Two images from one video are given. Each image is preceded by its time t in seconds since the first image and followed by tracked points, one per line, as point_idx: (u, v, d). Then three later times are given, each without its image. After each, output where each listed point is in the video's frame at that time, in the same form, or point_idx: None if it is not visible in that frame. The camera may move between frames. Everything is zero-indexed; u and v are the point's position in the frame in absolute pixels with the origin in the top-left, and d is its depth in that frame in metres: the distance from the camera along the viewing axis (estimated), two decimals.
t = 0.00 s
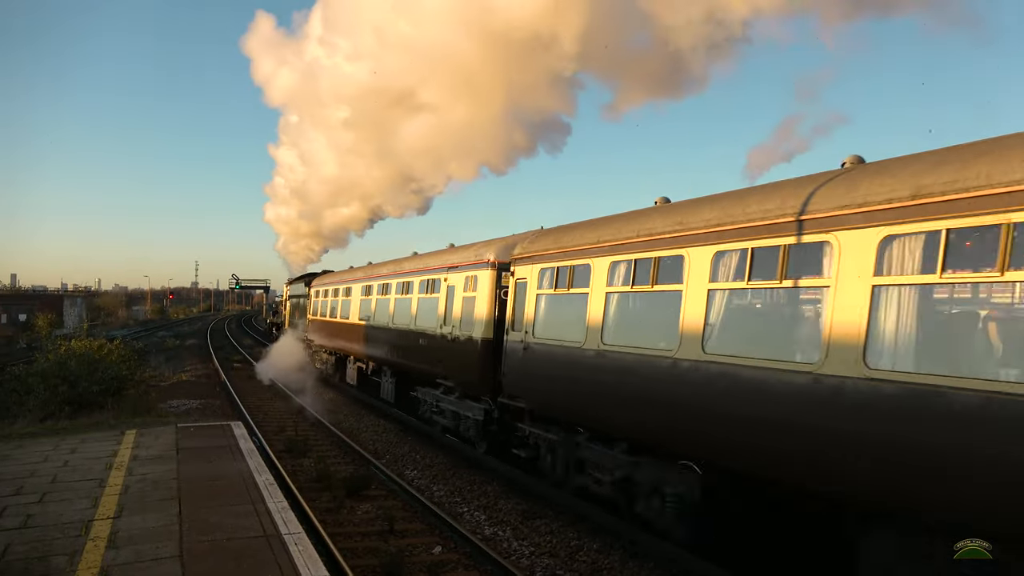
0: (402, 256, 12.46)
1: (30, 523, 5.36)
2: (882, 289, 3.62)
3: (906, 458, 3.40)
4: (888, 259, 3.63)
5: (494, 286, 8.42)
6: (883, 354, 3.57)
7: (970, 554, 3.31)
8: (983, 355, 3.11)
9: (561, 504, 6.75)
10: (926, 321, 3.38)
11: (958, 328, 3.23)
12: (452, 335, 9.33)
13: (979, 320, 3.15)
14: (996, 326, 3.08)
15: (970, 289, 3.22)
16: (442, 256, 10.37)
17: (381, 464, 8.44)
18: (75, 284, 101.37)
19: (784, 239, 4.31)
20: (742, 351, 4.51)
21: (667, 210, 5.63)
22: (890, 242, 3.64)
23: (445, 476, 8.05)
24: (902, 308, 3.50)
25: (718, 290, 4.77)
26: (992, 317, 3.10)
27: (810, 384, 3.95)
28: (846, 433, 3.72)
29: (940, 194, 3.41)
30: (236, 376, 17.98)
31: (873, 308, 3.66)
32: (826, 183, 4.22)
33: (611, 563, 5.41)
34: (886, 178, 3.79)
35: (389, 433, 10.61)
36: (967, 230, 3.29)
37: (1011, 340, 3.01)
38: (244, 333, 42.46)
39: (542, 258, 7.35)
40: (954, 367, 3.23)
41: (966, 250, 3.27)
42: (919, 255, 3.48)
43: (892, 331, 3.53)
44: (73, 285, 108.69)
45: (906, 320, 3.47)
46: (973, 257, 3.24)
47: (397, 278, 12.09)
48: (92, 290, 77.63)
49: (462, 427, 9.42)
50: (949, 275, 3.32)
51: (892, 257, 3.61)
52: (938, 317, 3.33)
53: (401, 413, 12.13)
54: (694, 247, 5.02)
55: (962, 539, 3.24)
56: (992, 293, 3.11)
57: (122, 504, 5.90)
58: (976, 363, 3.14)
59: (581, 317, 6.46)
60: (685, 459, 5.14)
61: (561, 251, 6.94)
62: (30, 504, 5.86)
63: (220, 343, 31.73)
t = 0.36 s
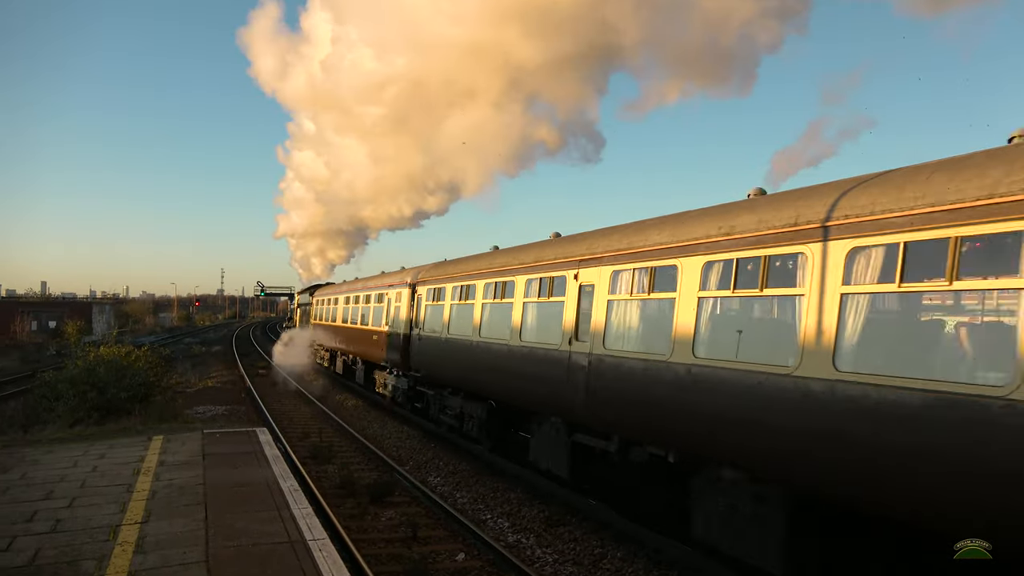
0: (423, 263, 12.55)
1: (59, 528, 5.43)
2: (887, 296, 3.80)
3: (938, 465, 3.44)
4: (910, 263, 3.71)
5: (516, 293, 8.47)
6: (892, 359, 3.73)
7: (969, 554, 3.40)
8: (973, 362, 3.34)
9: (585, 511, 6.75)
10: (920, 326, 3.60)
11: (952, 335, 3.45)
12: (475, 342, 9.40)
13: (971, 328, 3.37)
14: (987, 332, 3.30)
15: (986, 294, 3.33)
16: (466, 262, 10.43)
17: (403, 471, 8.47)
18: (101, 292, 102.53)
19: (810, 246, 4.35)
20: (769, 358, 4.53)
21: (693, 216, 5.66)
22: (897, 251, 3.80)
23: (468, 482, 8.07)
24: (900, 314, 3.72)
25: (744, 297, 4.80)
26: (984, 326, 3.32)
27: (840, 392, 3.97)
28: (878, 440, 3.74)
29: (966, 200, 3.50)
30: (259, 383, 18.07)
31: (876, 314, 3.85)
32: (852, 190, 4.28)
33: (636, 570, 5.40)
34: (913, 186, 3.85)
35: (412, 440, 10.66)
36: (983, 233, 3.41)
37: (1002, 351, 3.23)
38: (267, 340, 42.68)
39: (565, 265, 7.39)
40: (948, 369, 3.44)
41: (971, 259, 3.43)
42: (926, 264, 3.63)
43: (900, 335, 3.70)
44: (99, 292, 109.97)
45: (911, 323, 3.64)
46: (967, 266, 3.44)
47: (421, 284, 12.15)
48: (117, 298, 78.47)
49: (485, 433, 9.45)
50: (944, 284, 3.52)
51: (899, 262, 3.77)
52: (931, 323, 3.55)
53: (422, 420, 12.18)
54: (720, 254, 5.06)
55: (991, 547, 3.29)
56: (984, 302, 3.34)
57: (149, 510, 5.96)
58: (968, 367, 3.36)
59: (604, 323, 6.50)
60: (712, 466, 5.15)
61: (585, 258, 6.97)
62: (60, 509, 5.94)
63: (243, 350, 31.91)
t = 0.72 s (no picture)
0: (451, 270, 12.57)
1: (90, 532, 5.51)
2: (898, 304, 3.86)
3: (961, 477, 3.37)
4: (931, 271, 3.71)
5: (544, 300, 8.45)
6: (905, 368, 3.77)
7: (968, 556, 3.36)
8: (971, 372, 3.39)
9: (612, 519, 6.71)
10: (926, 335, 3.68)
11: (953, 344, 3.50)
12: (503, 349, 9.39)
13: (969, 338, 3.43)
14: (987, 342, 3.34)
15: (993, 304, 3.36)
16: (492, 269, 10.46)
17: (429, 478, 8.47)
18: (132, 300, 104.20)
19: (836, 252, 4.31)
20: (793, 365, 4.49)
21: (718, 222, 5.63)
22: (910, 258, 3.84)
23: (494, 490, 8.04)
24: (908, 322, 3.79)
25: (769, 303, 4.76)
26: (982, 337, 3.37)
27: (867, 400, 3.93)
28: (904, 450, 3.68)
29: (986, 205, 3.46)
30: (287, 389, 18.21)
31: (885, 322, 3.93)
32: (876, 195, 4.24)
33: None
34: (936, 190, 3.81)
35: (438, 446, 10.66)
36: (995, 240, 3.40)
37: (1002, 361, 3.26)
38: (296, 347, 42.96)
39: (592, 272, 7.36)
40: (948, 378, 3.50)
41: (978, 267, 3.46)
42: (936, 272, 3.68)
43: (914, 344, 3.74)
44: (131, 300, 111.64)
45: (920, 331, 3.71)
46: (970, 276, 3.49)
47: (448, 291, 12.19)
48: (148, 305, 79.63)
49: (513, 440, 9.44)
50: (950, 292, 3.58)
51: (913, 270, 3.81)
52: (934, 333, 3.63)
53: (450, 427, 12.18)
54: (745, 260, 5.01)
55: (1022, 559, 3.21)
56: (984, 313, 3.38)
57: (178, 515, 6.03)
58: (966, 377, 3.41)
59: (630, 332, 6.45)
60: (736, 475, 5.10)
61: (610, 264, 6.96)
62: (91, 513, 6.03)
63: (272, 357, 32.16)
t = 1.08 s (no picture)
0: (468, 277, 12.62)
1: (108, 538, 5.54)
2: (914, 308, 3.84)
3: (989, 481, 3.37)
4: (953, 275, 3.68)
5: (561, 307, 8.47)
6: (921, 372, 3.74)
7: (970, 555, 3.54)
8: (993, 376, 3.39)
9: (629, 526, 6.69)
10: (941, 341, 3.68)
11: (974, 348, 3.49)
12: (520, 355, 9.41)
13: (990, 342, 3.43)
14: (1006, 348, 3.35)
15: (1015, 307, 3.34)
16: (509, 276, 10.47)
17: (445, 485, 8.48)
18: (149, 307, 104.95)
19: (857, 256, 4.28)
20: (815, 370, 4.48)
21: (738, 228, 5.62)
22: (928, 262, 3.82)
23: (510, 497, 8.03)
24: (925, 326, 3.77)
25: (790, 310, 4.74)
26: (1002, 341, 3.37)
27: (890, 406, 3.90)
28: (932, 458, 3.65)
29: (1011, 208, 3.43)
30: (303, 396, 18.26)
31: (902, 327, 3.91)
32: (897, 198, 4.21)
33: None
34: (960, 194, 3.79)
35: (454, 453, 10.68)
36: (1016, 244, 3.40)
37: None
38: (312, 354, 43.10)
39: (610, 278, 7.38)
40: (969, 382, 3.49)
41: (999, 272, 3.45)
42: (955, 276, 3.67)
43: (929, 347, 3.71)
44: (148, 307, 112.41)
45: (936, 335, 3.69)
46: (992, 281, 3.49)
47: (465, 298, 12.21)
48: (165, 312, 80.14)
49: (530, 447, 9.44)
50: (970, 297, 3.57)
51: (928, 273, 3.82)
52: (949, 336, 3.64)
53: (466, 434, 12.20)
54: (766, 266, 5.01)
55: None
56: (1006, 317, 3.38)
57: (195, 521, 6.05)
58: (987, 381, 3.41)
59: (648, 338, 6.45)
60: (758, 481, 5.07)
61: (629, 270, 6.95)
62: (109, 520, 6.06)
63: (288, 363, 32.27)
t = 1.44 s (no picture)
0: (471, 283, 12.64)
1: (113, 543, 5.55)
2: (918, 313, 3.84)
3: (990, 485, 3.36)
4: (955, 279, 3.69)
5: (564, 313, 8.48)
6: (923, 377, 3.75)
7: (969, 556, 3.55)
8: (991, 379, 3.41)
9: (635, 532, 6.67)
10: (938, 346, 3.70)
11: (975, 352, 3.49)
12: (523, 361, 9.42)
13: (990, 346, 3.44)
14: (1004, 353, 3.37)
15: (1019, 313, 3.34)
16: (513, 282, 10.47)
17: (449, 491, 8.48)
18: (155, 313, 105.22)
19: (859, 262, 4.28)
20: (815, 376, 4.47)
21: (742, 233, 5.61)
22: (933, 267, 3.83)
23: (514, 503, 8.02)
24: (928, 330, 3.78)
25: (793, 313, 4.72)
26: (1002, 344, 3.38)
27: (892, 412, 3.87)
28: (932, 465, 3.63)
29: (1014, 215, 3.44)
30: (307, 402, 18.27)
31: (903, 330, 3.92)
32: (903, 205, 4.21)
33: None
34: (966, 200, 3.78)
35: (458, 459, 10.68)
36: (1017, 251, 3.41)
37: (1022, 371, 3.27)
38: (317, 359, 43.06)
39: (613, 284, 7.38)
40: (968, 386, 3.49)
41: (1001, 278, 3.46)
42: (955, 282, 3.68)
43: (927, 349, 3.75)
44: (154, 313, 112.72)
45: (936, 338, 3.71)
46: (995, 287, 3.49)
47: (469, 303, 12.21)
48: (170, 318, 80.38)
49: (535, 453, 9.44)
50: (969, 302, 3.59)
51: (930, 279, 3.83)
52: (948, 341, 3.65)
53: (470, 440, 12.20)
54: (768, 272, 5.01)
55: None
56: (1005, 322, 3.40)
57: (199, 527, 6.06)
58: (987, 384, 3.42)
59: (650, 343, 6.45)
60: (761, 487, 5.05)
61: (632, 276, 6.96)
62: (114, 524, 6.08)
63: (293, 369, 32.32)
